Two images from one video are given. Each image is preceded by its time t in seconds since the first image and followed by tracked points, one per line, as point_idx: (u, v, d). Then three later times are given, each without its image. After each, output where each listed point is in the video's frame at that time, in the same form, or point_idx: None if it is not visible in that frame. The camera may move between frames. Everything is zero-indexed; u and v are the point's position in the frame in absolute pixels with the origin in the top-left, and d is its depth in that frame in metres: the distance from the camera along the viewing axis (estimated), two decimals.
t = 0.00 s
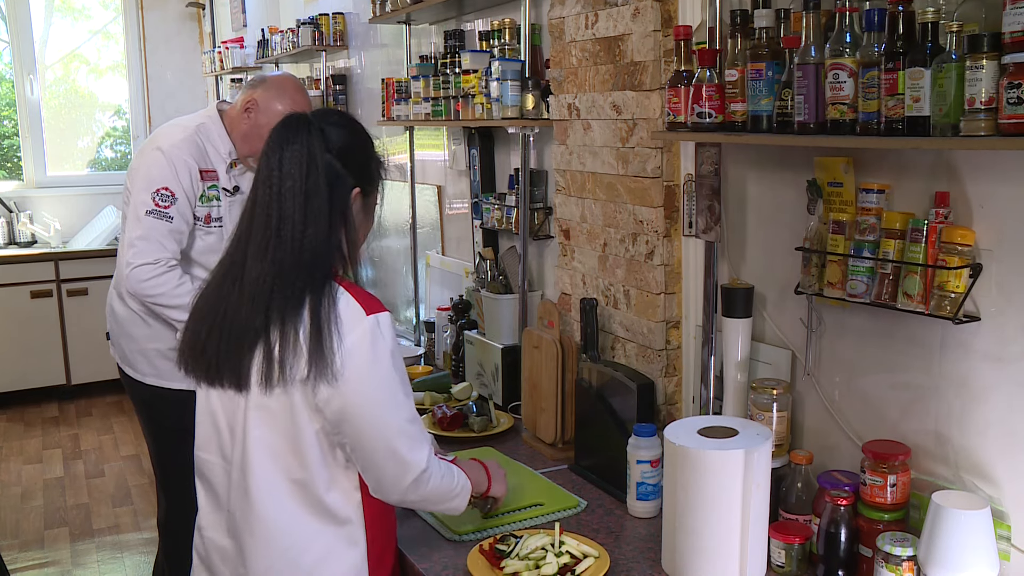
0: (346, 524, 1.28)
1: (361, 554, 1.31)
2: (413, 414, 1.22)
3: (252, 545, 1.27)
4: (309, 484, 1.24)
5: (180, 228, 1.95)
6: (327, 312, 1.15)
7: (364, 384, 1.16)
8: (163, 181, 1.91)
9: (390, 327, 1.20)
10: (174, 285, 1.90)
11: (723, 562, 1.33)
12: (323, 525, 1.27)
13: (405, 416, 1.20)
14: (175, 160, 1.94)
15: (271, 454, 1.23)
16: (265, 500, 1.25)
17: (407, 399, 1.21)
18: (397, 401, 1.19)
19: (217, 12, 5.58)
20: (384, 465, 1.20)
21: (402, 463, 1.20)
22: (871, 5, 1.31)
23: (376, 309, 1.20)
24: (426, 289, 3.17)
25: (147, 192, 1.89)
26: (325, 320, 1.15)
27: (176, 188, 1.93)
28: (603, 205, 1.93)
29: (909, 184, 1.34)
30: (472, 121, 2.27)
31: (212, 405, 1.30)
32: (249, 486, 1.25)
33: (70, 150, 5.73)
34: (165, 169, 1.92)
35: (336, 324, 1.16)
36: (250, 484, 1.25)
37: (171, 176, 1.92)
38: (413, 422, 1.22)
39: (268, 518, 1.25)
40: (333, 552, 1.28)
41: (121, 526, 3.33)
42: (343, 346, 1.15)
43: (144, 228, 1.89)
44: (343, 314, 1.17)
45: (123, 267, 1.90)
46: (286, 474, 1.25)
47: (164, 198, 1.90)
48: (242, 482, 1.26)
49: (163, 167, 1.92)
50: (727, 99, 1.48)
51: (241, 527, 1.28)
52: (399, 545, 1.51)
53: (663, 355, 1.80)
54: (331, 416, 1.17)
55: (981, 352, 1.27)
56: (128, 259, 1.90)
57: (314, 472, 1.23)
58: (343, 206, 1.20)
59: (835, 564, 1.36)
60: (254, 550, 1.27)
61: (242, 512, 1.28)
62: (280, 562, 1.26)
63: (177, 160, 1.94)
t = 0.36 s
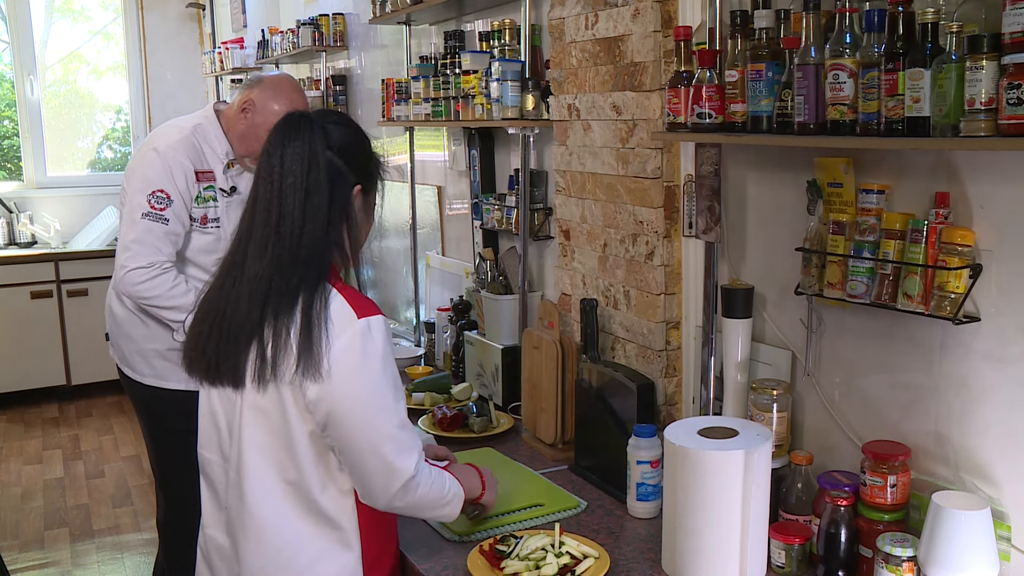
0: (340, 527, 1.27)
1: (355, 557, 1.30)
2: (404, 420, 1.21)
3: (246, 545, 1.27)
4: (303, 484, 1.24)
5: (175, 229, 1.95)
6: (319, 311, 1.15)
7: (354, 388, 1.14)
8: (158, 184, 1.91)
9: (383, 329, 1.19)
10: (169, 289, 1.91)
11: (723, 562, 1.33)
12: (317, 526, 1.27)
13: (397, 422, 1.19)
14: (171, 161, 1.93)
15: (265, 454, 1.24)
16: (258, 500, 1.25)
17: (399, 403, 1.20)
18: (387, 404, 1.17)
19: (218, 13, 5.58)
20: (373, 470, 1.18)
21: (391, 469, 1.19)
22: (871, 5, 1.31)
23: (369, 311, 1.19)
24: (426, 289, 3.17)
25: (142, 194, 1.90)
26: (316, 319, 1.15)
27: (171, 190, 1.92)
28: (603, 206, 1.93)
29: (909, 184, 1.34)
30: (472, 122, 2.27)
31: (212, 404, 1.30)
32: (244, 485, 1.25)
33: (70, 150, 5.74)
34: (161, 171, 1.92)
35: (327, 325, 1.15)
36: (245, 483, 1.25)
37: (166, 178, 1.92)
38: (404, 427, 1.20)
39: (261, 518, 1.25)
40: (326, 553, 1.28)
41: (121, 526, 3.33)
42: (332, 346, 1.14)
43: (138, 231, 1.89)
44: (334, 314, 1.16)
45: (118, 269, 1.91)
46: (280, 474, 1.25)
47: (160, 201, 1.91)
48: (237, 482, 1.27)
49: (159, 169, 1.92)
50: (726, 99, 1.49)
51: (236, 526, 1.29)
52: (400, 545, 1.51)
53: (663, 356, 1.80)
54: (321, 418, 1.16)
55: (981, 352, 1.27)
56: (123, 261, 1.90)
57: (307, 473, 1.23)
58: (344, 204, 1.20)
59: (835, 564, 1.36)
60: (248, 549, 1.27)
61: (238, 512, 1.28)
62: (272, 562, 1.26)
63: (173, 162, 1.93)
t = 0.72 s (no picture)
0: (337, 525, 1.27)
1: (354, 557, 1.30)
2: (404, 420, 1.21)
3: (244, 543, 1.27)
4: (301, 482, 1.24)
5: (172, 230, 1.94)
6: (319, 310, 1.16)
7: (353, 386, 1.14)
8: (154, 185, 1.91)
9: (383, 328, 1.19)
10: (164, 289, 1.90)
11: (723, 561, 1.33)
12: (314, 524, 1.27)
13: (396, 421, 1.19)
14: (167, 162, 1.93)
15: (264, 452, 1.24)
16: (256, 498, 1.25)
17: (399, 403, 1.20)
18: (386, 403, 1.17)
19: (217, 13, 5.58)
20: (372, 469, 1.18)
21: (389, 468, 1.19)
22: (871, 5, 1.31)
23: (368, 310, 1.19)
24: (426, 289, 3.17)
25: (139, 195, 1.90)
26: (316, 318, 1.15)
27: (167, 190, 1.92)
28: (603, 206, 1.93)
29: (910, 184, 1.34)
30: (472, 122, 2.27)
31: (212, 402, 1.31)
32: (242, 483, 1.25)
33: (70, 150, 5.74)
34: (156, 172, 1.92)
35: (327, 323, 1.15)
36: (243, 481, 1.25)
37: (162, 179, 1.92)
38: (404, 428, 1.21)
39: (259, 516, 1.25)
40: (323, 552, 1.27)
41: (121, 526, 3.33)
42: (331, 345, 1.14)
43: (135, 231, 1.89)
44: (334, 313, 1.16)
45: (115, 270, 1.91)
46: (277, 472, 1.25)
47: (156, 202, 1.91)
48: (236, 479, 1.27)
49: (156, 169, 1.92)
50: (727, 98, 1.49)
51: (234, 524, 1.29)
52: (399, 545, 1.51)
53: (663, 356, 1.80)
54: (320, 416, 1.16)
55: (981, 352, 1.27)
56: (120, 262, 1.90)
57: (305, 471, 1.23)
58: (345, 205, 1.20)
59: (835, 564, 1.36)
60: (245, 547, 1.27)
61: (236, 509, 1.28)
62: (269, 560, 1.26)
63: (168, 162, 1.93)
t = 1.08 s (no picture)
0: (340, 522, 1.27)
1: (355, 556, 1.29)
2: (405, 418, 1.21)
3: (246, 540, 1.27)
4: (303, 479, 1.24)
5: (172, 229, 1.94)
6: (320, 306, 1.15)
7: (355, 383, 1.14)
8: (153, 184, 1.91)
9: (386, 326, 1.19)
10: (164, 289, 1.90)
11: (723, 561, 1.33)
12: (316, 521, 1.27)
13: (397, 418, 1.19)
14: (165, 162, 1.93)
15: (267, 449, 1.24)
16: (258, 495, 1.25)
17: (400, 401, 1.20)
18: (388, 401, 1.17)
19: (217, 13, 5.58)
20: (372, 466, 1.18)
21: (389, 466, 1.19)
22: (871, 5, 1.31)
23: (370, 308, 1.18)
24: (426, 289, 3.17)
25: (138, 195, 1.90)
26: (318, 314, 1.15)
27: (166, 190, 1.92)
28: (603, 206, 1.93)
29: (910, 185, 1.34)
30: (472, 122, 2.27)
31: (215, 399, 1.31)
32: (245, 480, 1.25)
33: (70, 150, 5.74)
34: (155, 172, 1.91)
35: (328, 320, 1.15)
36: (245, 478, 1.25)
37: (161, 179, 1.92)
38: (404, 426, 1.21)
39: (261, 512, 1.25)
40: (325, 550, 1.27)
41: (121, 526, 3.33)
42: (332, 342, 1.14)
43: (135, 231, 1.89)
44: (336, 311, 1.16)
45: (115, 269, 1.91)
46: (280, 468, 1.25)
47: (155, 201, 1.90)
48: (238, 477, 1.27)
49: (155, 169, 1.92)
50: (727, 99, 1.48)
51: (237, 521, 1.29)
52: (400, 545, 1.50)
53: (663, 356, 1.80)
54: (322, 413, 1.16)
55: (981, 352, 1.27)
56: (121, 261, 1.90)
57: (308, 467, 1.23)
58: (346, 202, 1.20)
59: (835, 564, 1.36)
60: (248, 544, 1.27)
61: (239, 506, 1.28)
62: (271, 558, 1.26)
63: (167, 162, 1.93)
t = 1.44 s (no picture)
0: (336, 522, 1.27)
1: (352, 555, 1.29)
2: (400, 419, 1.21)
3: (244, 538, 1.27)
4: (301, 477, 1.24)
5: (170, 229, 1.95)
6: (319, 304, 1.15)
7: (351, 382, 1.14)
8: (152, 184, 1.91)
9: (384, 326, 1.19)
10: (161, 288, 1.90)
11: (723, 560, 1.33)
12: (313, 519, 1.27)
13: (393, 418, 1.19)
14: (164, 161, 1.93)
15: (265, 447, 1.24)
16: (256, 492, 1.25)
17: (396, 401, 1.19)
18: (384, 401, 1.17)
19: (218, 13, 5.58)
20: (367, 466, 1.18)
21: (384, 467, 1.19)
22: (871, 5, 1.31)
23: (369, 307, 1.18)
24: (426, 289, 3.17)
25: (136, 194, 1.90)
26: (317, 312, 1.15)
27: (165, 190, 1.92)
28: (603, 206, 1.93)
29: (910, 185, 1.34)
30: (472, 122, 2.27)
31: (216, 395, 1.31)
32: (244, 477, 1.26)
33: (70, 150, 5.74)
34: (154, 171, 1.92)
35: (327, 318, 1.15)
36: (244, 475, 1.25)
37: (160, 178, 1.92)
38: (400, 427, 1.20)
39: (259, 509, 1.25)
40: (321, 548, 1.27)
41: (121, 526, 3.33)
42: (329, 340, 1.14)
43: (132, 230, 1.89)
44: (335, 309, 1.16)
45: (115, 269, 1.92)
46: (278, 466, 1.25)
47: (154, 201, 1.91)
48: (237, 474, 1.27)
49: (154, 169, 1.92)
50: (727, 99, 1.48)
51: (235, 518, 1.29)
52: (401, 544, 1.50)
53: (663, 356, 1.80)
54: (318, 412, 1.16)
55: (981, 352, 1.27)
56: (120, 261, 1.91)
57: (306, 465, 1.23)
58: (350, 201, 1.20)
59: (835, 564, 1.36)
60: (246, 541, 1.27)
61: (238, 502, 1.28)
62: (268, 555, 1.26)
63: (167, 161, 1.94)
